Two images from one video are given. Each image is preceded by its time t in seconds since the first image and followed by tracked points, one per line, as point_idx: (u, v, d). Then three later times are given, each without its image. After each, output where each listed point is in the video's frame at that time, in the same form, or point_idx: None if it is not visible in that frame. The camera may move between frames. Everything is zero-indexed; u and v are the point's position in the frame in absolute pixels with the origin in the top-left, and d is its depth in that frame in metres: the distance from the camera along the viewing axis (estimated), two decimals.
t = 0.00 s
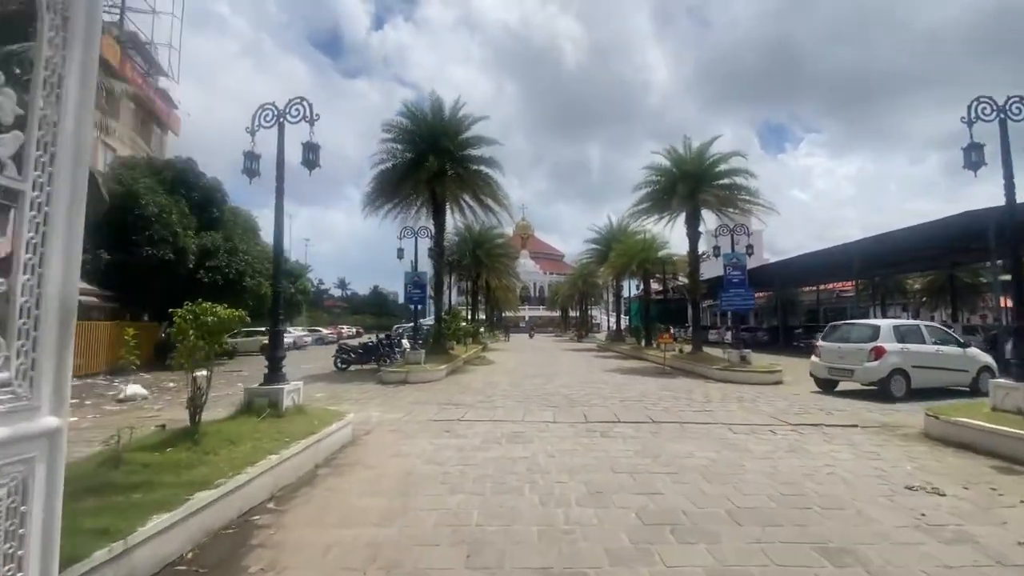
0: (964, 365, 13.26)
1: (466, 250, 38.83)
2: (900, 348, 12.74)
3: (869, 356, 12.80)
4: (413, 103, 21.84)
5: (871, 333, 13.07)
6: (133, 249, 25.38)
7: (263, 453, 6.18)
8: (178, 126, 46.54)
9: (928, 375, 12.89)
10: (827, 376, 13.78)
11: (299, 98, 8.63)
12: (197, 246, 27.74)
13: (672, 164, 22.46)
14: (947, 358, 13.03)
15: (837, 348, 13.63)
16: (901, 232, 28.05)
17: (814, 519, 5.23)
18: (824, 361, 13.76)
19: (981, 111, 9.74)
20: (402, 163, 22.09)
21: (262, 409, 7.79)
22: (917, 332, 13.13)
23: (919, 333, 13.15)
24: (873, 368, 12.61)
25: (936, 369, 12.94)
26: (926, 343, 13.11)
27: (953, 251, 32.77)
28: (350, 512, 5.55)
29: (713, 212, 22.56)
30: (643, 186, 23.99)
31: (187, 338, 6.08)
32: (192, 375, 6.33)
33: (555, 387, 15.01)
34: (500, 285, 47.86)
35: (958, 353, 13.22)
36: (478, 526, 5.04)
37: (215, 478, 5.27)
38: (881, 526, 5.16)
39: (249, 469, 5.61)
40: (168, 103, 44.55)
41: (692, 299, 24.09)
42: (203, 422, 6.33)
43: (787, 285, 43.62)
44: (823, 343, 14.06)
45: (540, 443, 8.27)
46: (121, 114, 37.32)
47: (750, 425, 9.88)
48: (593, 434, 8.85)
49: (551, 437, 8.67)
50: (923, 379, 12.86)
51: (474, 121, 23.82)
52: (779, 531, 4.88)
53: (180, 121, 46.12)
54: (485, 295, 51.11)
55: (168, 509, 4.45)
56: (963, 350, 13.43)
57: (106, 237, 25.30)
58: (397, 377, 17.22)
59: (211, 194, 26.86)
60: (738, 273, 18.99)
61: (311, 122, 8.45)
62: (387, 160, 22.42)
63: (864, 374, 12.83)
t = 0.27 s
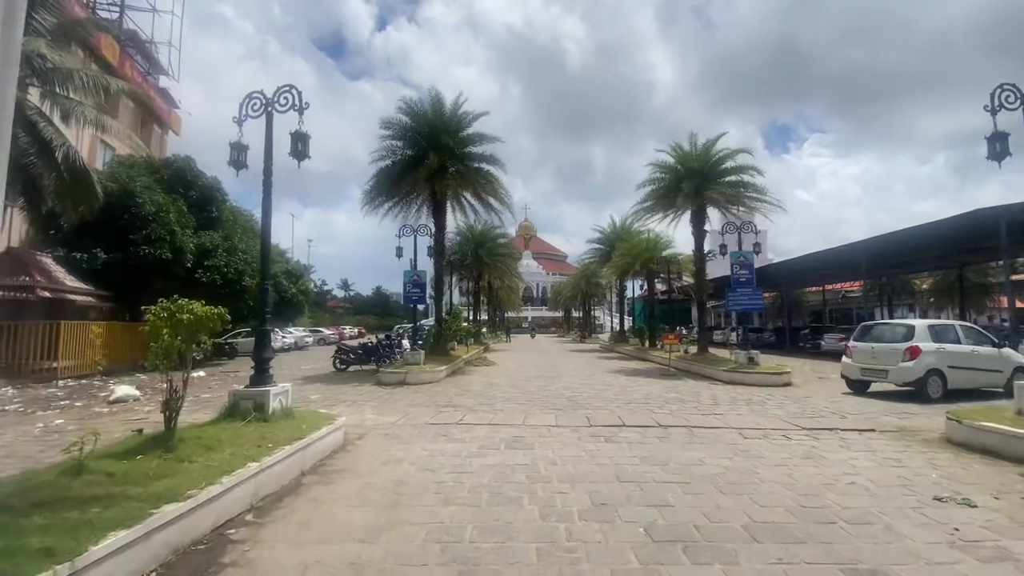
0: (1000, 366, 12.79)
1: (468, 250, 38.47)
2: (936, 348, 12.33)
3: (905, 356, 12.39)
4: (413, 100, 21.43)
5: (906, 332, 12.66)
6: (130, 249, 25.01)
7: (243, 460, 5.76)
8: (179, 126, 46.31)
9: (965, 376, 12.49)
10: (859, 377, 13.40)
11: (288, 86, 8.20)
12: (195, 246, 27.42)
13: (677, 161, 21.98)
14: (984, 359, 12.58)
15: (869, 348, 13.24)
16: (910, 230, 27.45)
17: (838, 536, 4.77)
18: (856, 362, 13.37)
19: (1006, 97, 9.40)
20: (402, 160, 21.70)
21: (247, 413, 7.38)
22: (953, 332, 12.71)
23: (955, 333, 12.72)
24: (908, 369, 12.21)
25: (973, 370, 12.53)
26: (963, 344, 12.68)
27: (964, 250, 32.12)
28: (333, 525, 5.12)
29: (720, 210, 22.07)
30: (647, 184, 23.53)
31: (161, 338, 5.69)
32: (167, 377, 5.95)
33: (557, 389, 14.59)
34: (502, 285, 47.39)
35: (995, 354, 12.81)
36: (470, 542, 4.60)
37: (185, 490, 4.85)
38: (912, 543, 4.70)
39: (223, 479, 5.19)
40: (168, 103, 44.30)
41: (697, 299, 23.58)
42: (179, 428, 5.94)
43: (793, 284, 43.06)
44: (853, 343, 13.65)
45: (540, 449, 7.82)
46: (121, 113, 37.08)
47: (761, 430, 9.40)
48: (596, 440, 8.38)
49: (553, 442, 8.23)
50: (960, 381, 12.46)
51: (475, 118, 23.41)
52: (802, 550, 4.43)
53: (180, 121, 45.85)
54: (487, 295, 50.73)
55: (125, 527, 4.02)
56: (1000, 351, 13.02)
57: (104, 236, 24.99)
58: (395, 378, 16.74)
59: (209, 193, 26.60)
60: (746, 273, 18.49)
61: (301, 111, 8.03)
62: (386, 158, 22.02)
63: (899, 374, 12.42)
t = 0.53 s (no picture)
0: None
1: (468, 251, 38.06)
2: (974, 352, 12.11)
3: (942, 360, 12.18)
4: (412, 97, 21.01)
5: (943, 336, 12.45)
6: (125, 249, 24.63)
7: (219, 477, 5.32)
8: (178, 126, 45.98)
9: (1004, 381, 12.25)
10: (893, 380, 13.22)
11: (275, 76, 7.81)
12: (192, 246, 27.04)
13: (681, 160, 21.53)
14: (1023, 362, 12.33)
15: (904, 351, 13.05)
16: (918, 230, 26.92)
17: (871, 565, 4.32)
18: (890, 365, 13.19)
19: None
20: (400, 159, 21.27)
21: (229, 423, 6.96)
22: (991, 335, 12.48)
23: (993, 336, 12.48)
24: (946, 373, 12.00)
25: (1013, 374, 12.29)
26: (1002, 347, 12.45)
27: (972, 251, 31.56)
28: (314, 550, 4.68)
29: (725, 209, 21.58)
30: (651, 183, 23.09)
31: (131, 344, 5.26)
32: (138, 384, 5.50)
33: (559, 394, 14.14)
34: (503, 286, 46.90)
35: None
36: (462, 572, 4.15)
37: (149, 513, 4.41)
38: (953, 573, 4.24)
39: (194, 500, 4.76)
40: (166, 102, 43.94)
41: (702, 300, 23.08)
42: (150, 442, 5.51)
43: (797, 285, 42.55)
44: (887, 346, 13.47)
45: (541, 461, 7.37)
46: (119, 113, 36.77)
47: (774, 439, 8.93)
48: (601, 450, 7.92)
49: (554, 453, 7.78)
50: (999, 385, 12.23)
51: (475, 116, 22.99)
52: None
53: (179, 121, 45.50)
54: (488, 296, 50.30)
55: (74, 558, 3.58)
56: None
57: (98, 237, 24.62)
58: (392, 382, 16.27)
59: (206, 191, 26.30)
60: (752, 274, 17.99)
61: (288, 102, 7.64)
62: (384, 157, 21.60)
63: (936, 378, 12.21)
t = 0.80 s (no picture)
0: None
1: (467, 251, 37.67)
2: (1010, 353, 11.94)
3: (976, 362, 12.04)
4: (409, 94, 20.60)
5: (976, 337, 12.29)
6: (118, 248, 24.23)
7: (190, 491, 4.91)
8: (175, 124, 45.60)
9: None
10: (925, 382, 13.10)
11: (258, 65, 7.44)
12: (186, 246, 26.65)
13: (683, 158, 21.15)
14: None
15: (935, 352, 12.92)
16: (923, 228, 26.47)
17: None
18: (921, 367, 13.07)
19: None
20: (397, 157, 20.87)
21: (208, 430, 6.61)
22: None
23: None
24: (981, 375, 11.86)
25: None
26: None
27: (976, 250, 31.18)
28: (290, 573, 4.27)
29: (728, 208, 21.18)
30: (652, 182, 22.70)
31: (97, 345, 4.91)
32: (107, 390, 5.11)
33: (559, 397, 13.73)
34: (503, 286, 46.49)
35: None
36: None
37: (108, 533, 4.01)
38: None
39: (159, 518, 4.33)
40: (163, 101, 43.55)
41: (704, 301, 22.67)
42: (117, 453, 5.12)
43: (799, 285, 42.16)
44: (918, 348, 13.33)
45: (539, 470, 6.97)
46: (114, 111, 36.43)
47: (784, 446, 8.53)
48: (602, 459, 7.53)
49: (553, 462, 7.38)
50: None
51: (473, 114, 22.59)
52: None
53: (176, 120, 45.15)
54: (487, 297, 49.90)
55: None
56: None
57: (90, 237, 24.24)
58: (387, 385, 15.89)
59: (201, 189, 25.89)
60: (756, 273, 17.55)
61: (272, 93, 7.25)
62: (381, 154, 21.19)
63: (969, 380, 12.08)
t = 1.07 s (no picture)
0: None
1: (464, 250, 37.23)
2: None
3: (1006, 359, 11.75)
4: (403, 88, 20.14)
5: (1006, 334, 11.99)
6: (107, 247, 23.76)
7: (148, 505, 4.47)
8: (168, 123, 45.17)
9: None
10: (953, 380, 12.84)
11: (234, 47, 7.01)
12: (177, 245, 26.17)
13: (683, 154, 20.74)
14: None
15: (964, 349, 12.63)
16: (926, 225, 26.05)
17: None
18: (949, 365, 12.81)
19: None
20: (391, 153, 20.40)
21: (179, 437, 6.24)
22: None
23: None
24: (1011, 373, 11.58)
25: None
26: None
27: (980, 248, 30.80)
28: None
29: (729, 204, 20.77)
30: (652, 178, 22.28)
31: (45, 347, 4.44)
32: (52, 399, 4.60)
33: (557, 398, 13.31)
34: (501, 286, 46.06)
35: None
36: None
37: (47, 556, 3.57)
38: None
39: (108, 538, 3.87)
40: (156, 99, 43.12)
41: (705, 299, 22.26)
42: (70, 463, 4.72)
43: (800, 283, 41.79)
44: (945, 345, 13.05)
45: (535, 478, 6.53)
46: (106, 109, 36.00)
47: (793, 450, 8.11)
48: (601, 465, 7.10)
49: (550, 469, 6.94)
50: None
51: (470, 109, 22.15)
52: None
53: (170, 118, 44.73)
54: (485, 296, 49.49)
55: None
56: None
57: (79, 236, 23.77)
58: (380, 386, 15.45)
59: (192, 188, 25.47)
60: (759, 271, 17.12)
61: (248, 77, 6.84)
62: (374, 151, 20.73)
63: (999, 378, 11.82)
